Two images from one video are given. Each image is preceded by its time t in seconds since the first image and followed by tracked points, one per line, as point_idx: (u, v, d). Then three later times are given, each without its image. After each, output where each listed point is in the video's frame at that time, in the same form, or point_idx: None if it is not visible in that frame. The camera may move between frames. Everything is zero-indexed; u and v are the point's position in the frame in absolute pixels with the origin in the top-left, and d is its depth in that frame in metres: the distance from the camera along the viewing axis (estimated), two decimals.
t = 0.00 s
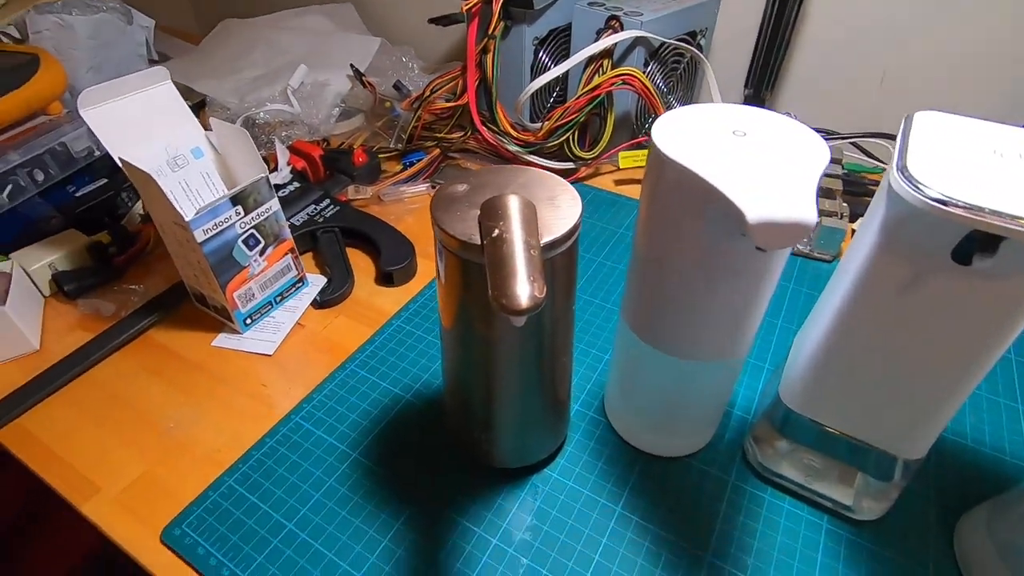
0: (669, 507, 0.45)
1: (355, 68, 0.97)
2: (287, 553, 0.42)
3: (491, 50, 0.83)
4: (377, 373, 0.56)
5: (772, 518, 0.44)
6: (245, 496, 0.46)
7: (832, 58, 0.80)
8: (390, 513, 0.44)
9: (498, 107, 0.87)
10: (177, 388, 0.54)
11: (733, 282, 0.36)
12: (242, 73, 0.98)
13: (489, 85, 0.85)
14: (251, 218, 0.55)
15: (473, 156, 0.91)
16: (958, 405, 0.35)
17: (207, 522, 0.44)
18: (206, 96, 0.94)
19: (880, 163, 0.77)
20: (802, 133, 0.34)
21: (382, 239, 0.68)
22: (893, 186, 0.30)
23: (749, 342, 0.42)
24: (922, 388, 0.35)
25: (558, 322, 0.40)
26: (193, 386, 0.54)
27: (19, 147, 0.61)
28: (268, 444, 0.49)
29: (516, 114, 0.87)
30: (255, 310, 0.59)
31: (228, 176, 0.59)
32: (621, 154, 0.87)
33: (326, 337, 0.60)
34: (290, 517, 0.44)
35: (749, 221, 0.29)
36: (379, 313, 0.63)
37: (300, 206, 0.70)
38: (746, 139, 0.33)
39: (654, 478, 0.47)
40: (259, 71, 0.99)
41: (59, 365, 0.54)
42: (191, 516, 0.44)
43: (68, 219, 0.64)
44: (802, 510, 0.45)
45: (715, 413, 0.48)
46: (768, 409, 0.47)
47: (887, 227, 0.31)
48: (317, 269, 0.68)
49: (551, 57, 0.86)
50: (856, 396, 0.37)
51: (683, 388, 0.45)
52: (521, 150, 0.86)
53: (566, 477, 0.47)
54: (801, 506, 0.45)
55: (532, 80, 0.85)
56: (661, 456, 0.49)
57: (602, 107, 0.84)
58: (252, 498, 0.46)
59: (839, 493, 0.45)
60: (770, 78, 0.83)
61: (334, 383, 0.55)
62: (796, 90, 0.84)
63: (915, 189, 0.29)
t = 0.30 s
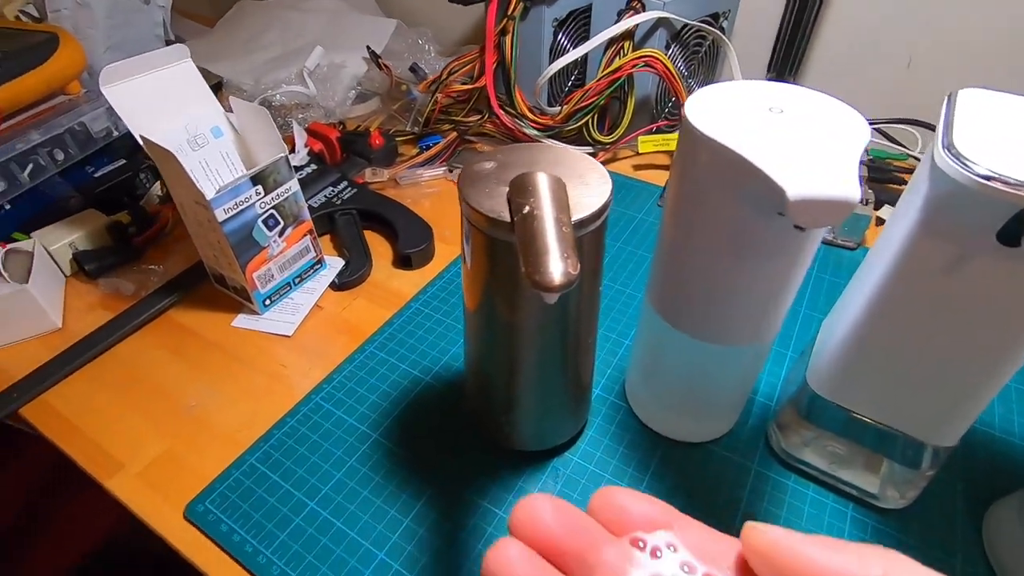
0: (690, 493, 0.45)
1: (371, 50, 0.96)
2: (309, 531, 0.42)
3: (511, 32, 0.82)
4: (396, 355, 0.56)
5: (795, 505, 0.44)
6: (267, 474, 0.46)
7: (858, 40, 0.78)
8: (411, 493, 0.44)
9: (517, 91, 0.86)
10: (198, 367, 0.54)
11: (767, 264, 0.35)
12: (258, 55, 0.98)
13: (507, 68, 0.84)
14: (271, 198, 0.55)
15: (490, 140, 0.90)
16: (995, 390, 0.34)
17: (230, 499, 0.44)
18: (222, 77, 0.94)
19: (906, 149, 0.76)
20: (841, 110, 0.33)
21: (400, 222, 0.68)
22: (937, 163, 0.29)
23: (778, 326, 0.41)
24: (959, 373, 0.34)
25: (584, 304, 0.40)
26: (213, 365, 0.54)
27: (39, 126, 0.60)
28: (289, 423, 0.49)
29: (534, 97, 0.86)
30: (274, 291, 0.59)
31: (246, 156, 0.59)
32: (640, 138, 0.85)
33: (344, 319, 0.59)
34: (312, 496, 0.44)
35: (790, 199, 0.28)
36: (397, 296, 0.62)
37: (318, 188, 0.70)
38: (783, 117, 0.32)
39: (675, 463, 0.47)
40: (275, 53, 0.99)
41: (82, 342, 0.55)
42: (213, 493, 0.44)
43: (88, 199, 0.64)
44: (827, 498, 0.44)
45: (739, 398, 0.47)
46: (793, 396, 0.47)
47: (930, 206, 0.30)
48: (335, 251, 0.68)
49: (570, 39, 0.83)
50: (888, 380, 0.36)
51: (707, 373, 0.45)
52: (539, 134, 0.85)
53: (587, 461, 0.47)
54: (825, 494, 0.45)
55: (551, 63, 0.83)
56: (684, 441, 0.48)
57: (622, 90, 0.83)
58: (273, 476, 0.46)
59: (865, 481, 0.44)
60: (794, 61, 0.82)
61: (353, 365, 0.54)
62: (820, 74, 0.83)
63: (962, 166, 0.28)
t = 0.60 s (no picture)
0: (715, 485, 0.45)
1: (387, 39, 0.95)
2: (336, 519, 0.43)
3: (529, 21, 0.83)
4: (418, 346, 0.56)
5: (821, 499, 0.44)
6: (293, 463, 0.46)
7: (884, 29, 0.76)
8: (436, 483, 0.44)
9: (535, 80, 0.85)
10: (223, 356, 0.54)
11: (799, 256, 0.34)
12: (274, 45, 0.98)
13: (526, 57, 0.84)
14: (294, 187, 0.55)
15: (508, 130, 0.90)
16: None
17: (258, 486, 0.44)
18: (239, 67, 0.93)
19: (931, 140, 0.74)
20: (879, 100, 0.32)
21: (420, 213, 0.68)
22: (980, 155, 0.29)
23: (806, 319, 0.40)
24: (994, 367, 0.33)
25: (612, 296, 0.39)
26: (237, 355, 0.54)
27: (61, 115, 0.61)
28: (313, 412, 0.49)
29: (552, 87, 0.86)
30: (296, 281, 0.59)
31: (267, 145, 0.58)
32: (659, 128, 0.85)
33: (365, 309, 0.59)
34: (338, 485, 0.45)
35: (834, 190, 0.28)
36: (417, 286, 0.62)
37: (338, 178, 0.70)
38: (820, 107, 0.31)
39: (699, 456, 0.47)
40: (291, 42, 0.98)
41: (108, 331, 0.55)
42: (241, 481, 0.45)
43: (109, 187, 0.65)
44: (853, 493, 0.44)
45: (764, 391, 0.47)
46: (819, 388, 0.46)
47: (972, 198, 0.30)
48: (355, 241, 0.68)
49: (590, 27, 0.82)
50: (920, 374, 0.36)
51: (732, 365, 0.44)
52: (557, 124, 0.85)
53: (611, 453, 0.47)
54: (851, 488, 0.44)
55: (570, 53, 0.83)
56: (707, 434, 0.48)
57: (643, 80, 0.83)
58: (300, 465, 0.46)
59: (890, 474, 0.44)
60: (816, 49, 0.81)
61: (376, 355, 0.55)
62: (843, 63, 0.81)
63: (1007, 158, 0.28)
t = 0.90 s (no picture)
0: (684, 476, 0.44)
1: (355, 30, 0.93)
2: (300, 523, 0.42)
3: (498, 10, 0.81)
4: (385, 344, 0.55)
5: (789, 488, 0.44)
6: (255, 467, 0.45)
7: (852, 16, 0.76)
8: (403, 484, 0.43)
9: (506, 71, 0.84)
10: (184, 358, 0.53)
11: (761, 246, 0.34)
12: (238, 36, 0.95)
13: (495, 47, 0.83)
14: (254, 184, 0.53)
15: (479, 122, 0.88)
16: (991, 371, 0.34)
17: (218, 492, 0.43)
18: (201, 59, 0.91)
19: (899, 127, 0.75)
20: (838, 86, 0.32)
21: (387, 208, 0.66)
22: (936, 142, 0.28)
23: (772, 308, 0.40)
24: (954, 355, 0.33)
25: (574, 289, 0.38)
26: (198, 357, 0.53)
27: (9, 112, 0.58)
28: (277, 415, 0.48)
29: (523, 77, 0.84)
30: (259, 279, 0.58)
31: (227, 141, 0.57)
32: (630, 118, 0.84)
33: (332, 307, 0.58)
34: (301, 488, 0.44)
35: (788, 179, 0.27)
36: (385, 282, 0.61)
37: (303, 173, 0.68)
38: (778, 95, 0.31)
39: (670, 447, 0.46)
40: (255, 34, 0.96)
41: (63, 335, 0.53)
42: (201, 487, 0.43)
43: (64, 186, 0.62)
44: (820, 481, 0.44)
45: (733, 382, 0.46)
46: (786, 377, 0.46)
47: (927, 186, 0.29)
48: (321, 237, 0.67)
49: (560, 17, 0.82)
50: (881, 362, 0.36)
51: (700, 357, 0.44)
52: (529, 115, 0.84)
53: (581, 448, 0.46)
54: (819, 477, 0.44)
55: (540, 41, 0.82)
56: (677, 427, 0.48)
57: (613, 70, 0.82)
58: (262, 469, 0.45)
59: (857, 462, 0.44)
60: (786, 35, 0.80)
61: (342, 354, 0.53)
62: (812, 49, 0.81)
63: (962, 145, 0.27)
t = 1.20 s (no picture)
0: (587, 461, 0.45)
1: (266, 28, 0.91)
2: (192, 538, 0.40)
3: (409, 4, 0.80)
4: (291, 347, 0.53)
5: (688, 465, 0.45)
6: (148, 483, 0.43)
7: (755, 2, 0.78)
8: (302, 490, 0.43)
9: (421, 66, 0.83)
10: (76, 375, 0.51)
11: (632, 230, 0.34)
12: (142, 37, 0.91)
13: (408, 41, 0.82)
14: (142, 190, 0.51)
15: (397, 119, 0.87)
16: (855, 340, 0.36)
17: (106, 513, 0.41)
18: (103, 62, 0.87)
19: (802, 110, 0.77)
20: (693, 68, 0.32)
21: (297, 209, 0.65)
22: (776, 125, 0.29)
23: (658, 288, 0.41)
24: (818, 326, 0.35)
25: (457, 280, 0.38)
26: (91, 373, 0.51)
27: None
28: (173, 428, 0.47)
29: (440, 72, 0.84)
30: (159, 289, 0.56)
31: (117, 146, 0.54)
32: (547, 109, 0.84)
33: (237, 313, 0.57)
34: (196, 502, 0.42)
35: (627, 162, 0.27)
36: (295, 285, 0.60)
37: (209, 176, 0.66)
38: (633, 79, 0.31)
39: (576, 433, 0.47)
40: (162, 35, 0.92)
41: None
42: (88, 508, 0.42)
43: None
44: (718, 456, 0.45)
45: (633, 364, 0.47)
46: (683, 357, 0.47)
47: (774, 166, 0.31)
48: (230, 243, 0.65)
49: (474, 9, 0.81)
50: (756, 336, 0.37)
51: (597, 340, 0.45)
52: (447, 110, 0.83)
53: (487, 440, 0.46)
54: (717, 452, 0.45)
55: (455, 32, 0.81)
56: (583, 412, 0.48)
57: (527, 61, 0.82)
58: (155, 484, 0.43)
59: (752, 436, 0.45)
60: (698, 25, 0.80)
61: (245, 360, 0.52)
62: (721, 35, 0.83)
63: (795, 125, 0.28)
